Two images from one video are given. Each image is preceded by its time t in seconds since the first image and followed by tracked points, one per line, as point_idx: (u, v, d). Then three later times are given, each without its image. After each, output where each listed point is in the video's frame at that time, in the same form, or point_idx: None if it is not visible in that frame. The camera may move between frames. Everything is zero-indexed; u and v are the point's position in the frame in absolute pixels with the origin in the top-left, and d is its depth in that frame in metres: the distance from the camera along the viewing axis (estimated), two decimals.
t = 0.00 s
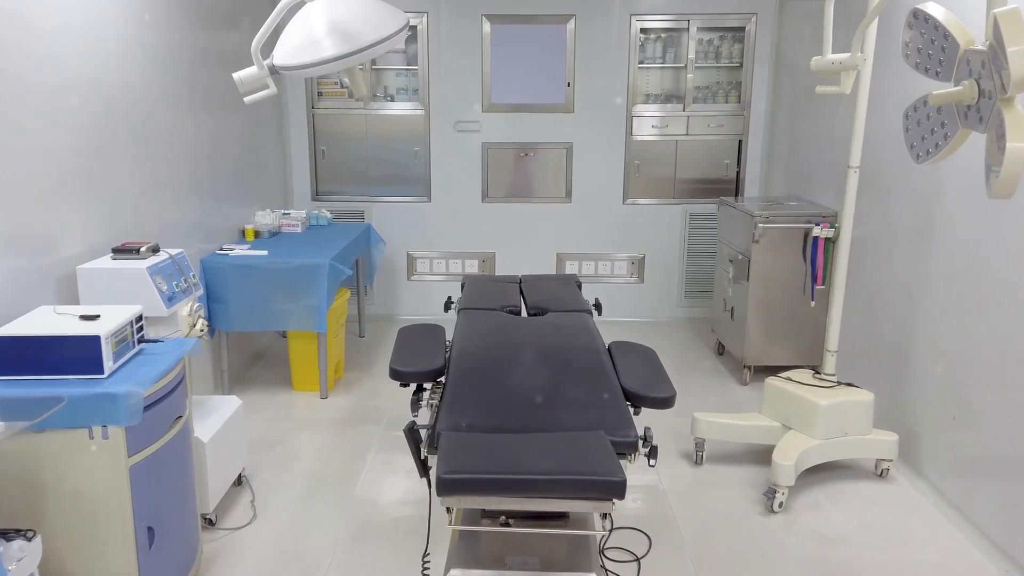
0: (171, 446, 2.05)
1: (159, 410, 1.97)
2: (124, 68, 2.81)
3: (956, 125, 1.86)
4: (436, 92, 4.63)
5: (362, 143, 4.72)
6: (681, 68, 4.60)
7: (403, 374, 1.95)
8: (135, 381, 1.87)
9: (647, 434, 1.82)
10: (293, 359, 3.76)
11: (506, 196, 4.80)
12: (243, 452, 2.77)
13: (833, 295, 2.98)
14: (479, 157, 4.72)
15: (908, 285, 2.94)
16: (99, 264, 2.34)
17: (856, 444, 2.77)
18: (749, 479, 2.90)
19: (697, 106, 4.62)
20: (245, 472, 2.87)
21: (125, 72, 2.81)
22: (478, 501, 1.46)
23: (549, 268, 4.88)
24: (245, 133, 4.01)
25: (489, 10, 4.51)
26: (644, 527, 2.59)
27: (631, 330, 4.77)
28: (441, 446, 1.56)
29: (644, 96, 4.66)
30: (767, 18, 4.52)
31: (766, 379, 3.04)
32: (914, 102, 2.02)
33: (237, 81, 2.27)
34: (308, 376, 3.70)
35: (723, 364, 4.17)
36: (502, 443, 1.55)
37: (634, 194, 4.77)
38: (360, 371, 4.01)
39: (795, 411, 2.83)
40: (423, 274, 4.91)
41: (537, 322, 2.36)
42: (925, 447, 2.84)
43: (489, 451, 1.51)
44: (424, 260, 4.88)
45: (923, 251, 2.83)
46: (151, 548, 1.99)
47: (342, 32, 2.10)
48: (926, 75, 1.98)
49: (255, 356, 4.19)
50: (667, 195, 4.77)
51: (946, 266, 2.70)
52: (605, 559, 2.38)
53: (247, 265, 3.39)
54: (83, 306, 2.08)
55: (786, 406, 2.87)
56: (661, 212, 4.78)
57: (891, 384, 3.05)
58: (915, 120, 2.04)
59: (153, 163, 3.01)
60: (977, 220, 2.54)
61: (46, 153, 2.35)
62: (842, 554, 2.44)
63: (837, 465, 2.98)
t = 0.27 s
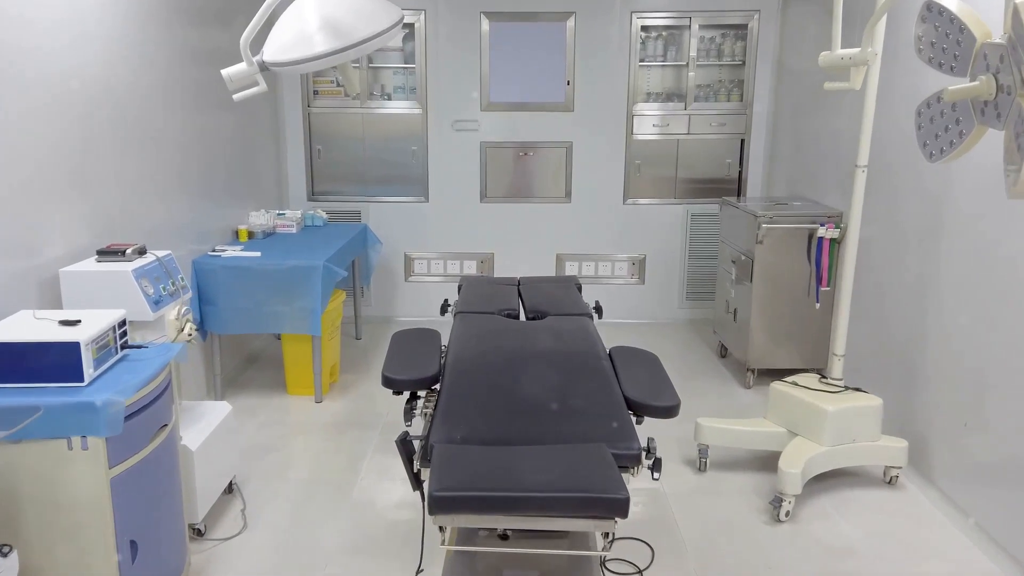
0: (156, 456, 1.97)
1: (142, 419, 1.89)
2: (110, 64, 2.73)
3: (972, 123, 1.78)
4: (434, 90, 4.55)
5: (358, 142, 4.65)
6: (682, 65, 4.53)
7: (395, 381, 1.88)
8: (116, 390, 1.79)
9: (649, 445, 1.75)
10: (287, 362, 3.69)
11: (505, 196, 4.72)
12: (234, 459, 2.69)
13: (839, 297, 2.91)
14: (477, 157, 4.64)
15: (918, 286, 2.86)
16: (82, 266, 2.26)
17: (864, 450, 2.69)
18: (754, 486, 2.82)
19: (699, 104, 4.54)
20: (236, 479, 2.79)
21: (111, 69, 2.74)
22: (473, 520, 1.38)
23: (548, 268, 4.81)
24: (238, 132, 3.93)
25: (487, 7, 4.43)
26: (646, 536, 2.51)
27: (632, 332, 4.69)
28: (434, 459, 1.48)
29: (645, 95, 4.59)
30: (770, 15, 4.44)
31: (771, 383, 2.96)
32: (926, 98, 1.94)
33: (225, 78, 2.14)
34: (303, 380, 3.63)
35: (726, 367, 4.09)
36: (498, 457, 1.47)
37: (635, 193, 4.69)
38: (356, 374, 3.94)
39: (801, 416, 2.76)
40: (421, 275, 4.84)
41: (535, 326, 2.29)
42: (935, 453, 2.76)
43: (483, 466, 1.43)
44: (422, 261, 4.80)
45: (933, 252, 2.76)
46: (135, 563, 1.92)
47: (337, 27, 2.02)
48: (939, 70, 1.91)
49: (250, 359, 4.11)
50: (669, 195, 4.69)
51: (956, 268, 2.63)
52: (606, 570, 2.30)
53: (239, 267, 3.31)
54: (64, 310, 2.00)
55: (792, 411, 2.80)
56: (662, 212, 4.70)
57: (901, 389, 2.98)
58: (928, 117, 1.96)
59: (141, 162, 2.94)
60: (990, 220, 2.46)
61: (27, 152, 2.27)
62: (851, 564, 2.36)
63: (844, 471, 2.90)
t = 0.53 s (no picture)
0: (141, 464, 1.91)
1: (126, 426, 1.83)
2: (98, 62, 2.67)
3: (985, 120, 1.72)
4: (431, 89, 4.49)
5: (354, 142, 4.58)
6: (683, 63, 4.46)
7: (387, 387, 1.82)
8: (97, 397, 1.73)
9: (650, 453, 1.69)
10: (282, 365, 3.63)
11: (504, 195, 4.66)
12: (225, 464, 2.63)
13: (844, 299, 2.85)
14: (475, 156, 4.58)
15: (925, 287, 2.80)
16: (67, 267, 2.21)
17: (870, 455, 2.63)
18: (758, 491, 2.76)
19: (700, 103, 4.47)
20: (228, 485, 2.73)
21: (99, 67, 2.67)
22: (465, 536, 1.32)
23: (548, 269, 4.75)
24: (232, 131, 3.87)
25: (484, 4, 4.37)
26: (647, 544, 2.45)
27: (633, 333, 4.63)
28: (426, 471, 1.42)
29: (646, 93, 4.52)
30: (772, 12, 4.38)
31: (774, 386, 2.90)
32: (937, 94, 1.88)
33: (213, 75, 2.05)
34: (298, 383, 3.57)
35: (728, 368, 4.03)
36: (492, 469, 1.41)
37: (635, 193, 4.63)
38: (352, 376, 3.88)
39: (806, 420, 2.69)
40: (419, 275, 4.77)
41: (533, 329, 2.23)
42: (943, 458, 2.70)
43: (477, 479, 1.37)
44: (420, 261, 4.74)
45: (941, 252, 2.70)
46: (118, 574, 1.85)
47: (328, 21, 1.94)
48: (950, 65, 1.84)
49: (245, 360, 4.05)
50: (670, 194, 4.63)
51: (965, 268, 2.57)
52: None
53: (233, 268, 3.25)
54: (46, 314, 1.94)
55: (797, 415, 2.73)
56: (663, 212, 4.63)
57: (908, 391, 2.91)
58: (938, 114, 1.89)
59: (130, 161, 2.88)
60: (1001, 219, 2.40)
61: (10, 152, 2.21)
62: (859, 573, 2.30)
63: (850, 476, 2.84)
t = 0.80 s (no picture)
0: (126, 471, 1.85)
1: (109, 432, 1.78)
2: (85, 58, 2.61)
3: (998, 115, 1.66)
4: (429, 87, 4.43)
5: (350, 140, 4.53)
6: (683, 61, 4.41)
7: (379, 392, 1.76)
8: (77, 402, 1.68)
9: (651, 460, 1.63)
10: (276, 367, 3.57)
11: (502, 195, 4.60)
12: (217, 469, 2.57)
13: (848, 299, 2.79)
14: (473, 155, 4.52)
15: (931, 287, 2.74)
16: (51, 267, 2.16)
17: (875, 459, 2.57)
18: (761, 496, 2.70)
19: (700, 101, 4.41)
20: (220, 489, 2.67)
21: (87, 63, 2.62)
22: (458, 549, 1.26)
23: (547, 269, 4.69)
24: (226, 129, 3.81)
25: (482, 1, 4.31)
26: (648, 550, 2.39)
27: (633, 334, 4.57)
28: (417, 480, 1.36)
29: (646, 91, 4.46)
30: (773, 9, 4.32)
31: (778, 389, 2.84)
32: (947, 88, 1.82)
33: (201, 69, 2.00)
34: (292, 385, 3.51)
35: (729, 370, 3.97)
36: (487, 478, 1.35)
37: (635, 192, 4.57)
38: (348, 377, 3.82)
39: (810, 424, 2.64)
40: (416, 276, 4.72)
41: (529, 331, 2.17)
42: (950, 461, 2.64)
43: (471, 489, 1.32)
44: (418, 261, 4.68)
45: (948, 251, 2.64)
46: None
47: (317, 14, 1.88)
48: (960, 59, 1.79)
49: (240, 362, 3.99)
50: (670, 194, 4.57)
51: (973, 268, 2.51)
52: None
53: (225, 269, 3.19)
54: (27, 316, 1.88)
55: (800, 418, 2.68)
56: (664, 211, 4.58)
57: (914, 393, 2.85)
58: (948, 109, 1.84)
59: (119, 159, 2.82)
60: (1011, 217, 2.34)
61: None
62: None
63: (855, 480, 2.78)
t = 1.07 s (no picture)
0: (108, 476, 1.79)
1: (90, 436, 1.72)
2: (72, 53, 2.55)
3: (1010, 108, 1.59)
4: (425, 84, 4.37)
5: (346, 139, 4.47)
6: (683, 59, 4.35)
7: (370, 395, 1.70)
8: (57, 405, 1.62)
9: (651, 465, 1.57)
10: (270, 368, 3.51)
11: (500, 194, 4.54)
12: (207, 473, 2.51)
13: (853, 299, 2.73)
14: (470, 154, 4.46)
15: (938, 287, 2.68)
16: (34, 266, 2.10)
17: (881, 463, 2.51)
18: (764, 500, 2.64)
19: (701, 98, 4.36)
20: (210, 494, 2.61)
21: (73, 58, 2.56)
22: (448, 560, 1.20)
23: (546, 269, 4.63)
24: (218, 127, 3.75)
25: None
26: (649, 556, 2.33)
27: (634, 335, 4.51)
28: (406, 487, 1.30)
29: (645, 89, 4.40)
30: (774, 6, 4.26)
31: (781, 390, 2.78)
32: (957, 81, 1.76)
33: (186, 62, 1.89)
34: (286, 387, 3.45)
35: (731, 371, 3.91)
36: (479, 486, 1.29)
37: (635, 191, 4.51)
38: (343, 379, 3.76)
39: (814, 426, 2.58)
40: (414, 276, 4.66)
41: (526, 332, 2.11)
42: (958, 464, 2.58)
43: (463, 497, 1.26)
44: (415, 261, 4.62)
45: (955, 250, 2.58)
46: None
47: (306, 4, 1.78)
48: (971, 50, 1.73)
49: (234, 363, 3.93)
50: (671, 193, 4.51)
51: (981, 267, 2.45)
52: None
53: (217, 268, 3.13)
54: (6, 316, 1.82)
55: (805, 421, 2.61)
56: (664, 210, 4.52)
57: (920, 395, 2.79)
58: (958, 103, 1.78)
59: (107, 157, 2.75)
60: (1021, 215, 2.27)
61: None
62: None
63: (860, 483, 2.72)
